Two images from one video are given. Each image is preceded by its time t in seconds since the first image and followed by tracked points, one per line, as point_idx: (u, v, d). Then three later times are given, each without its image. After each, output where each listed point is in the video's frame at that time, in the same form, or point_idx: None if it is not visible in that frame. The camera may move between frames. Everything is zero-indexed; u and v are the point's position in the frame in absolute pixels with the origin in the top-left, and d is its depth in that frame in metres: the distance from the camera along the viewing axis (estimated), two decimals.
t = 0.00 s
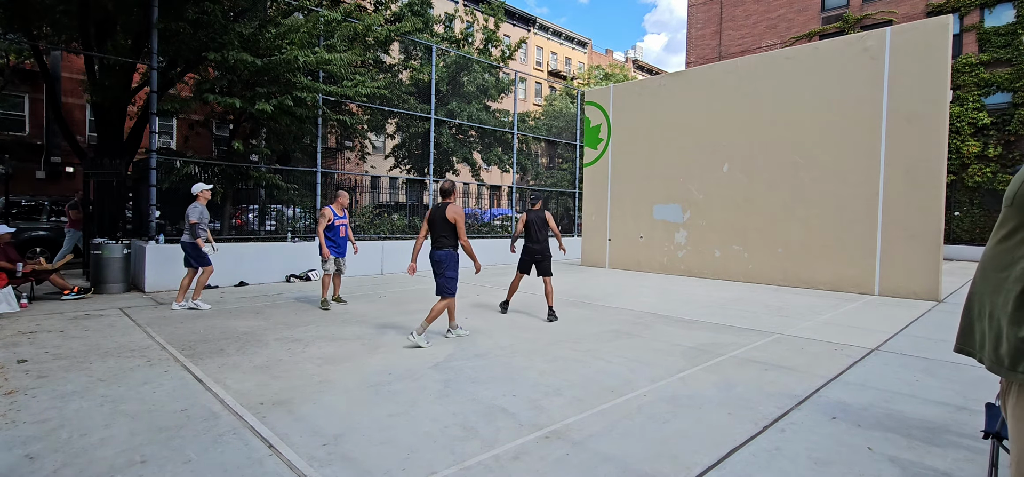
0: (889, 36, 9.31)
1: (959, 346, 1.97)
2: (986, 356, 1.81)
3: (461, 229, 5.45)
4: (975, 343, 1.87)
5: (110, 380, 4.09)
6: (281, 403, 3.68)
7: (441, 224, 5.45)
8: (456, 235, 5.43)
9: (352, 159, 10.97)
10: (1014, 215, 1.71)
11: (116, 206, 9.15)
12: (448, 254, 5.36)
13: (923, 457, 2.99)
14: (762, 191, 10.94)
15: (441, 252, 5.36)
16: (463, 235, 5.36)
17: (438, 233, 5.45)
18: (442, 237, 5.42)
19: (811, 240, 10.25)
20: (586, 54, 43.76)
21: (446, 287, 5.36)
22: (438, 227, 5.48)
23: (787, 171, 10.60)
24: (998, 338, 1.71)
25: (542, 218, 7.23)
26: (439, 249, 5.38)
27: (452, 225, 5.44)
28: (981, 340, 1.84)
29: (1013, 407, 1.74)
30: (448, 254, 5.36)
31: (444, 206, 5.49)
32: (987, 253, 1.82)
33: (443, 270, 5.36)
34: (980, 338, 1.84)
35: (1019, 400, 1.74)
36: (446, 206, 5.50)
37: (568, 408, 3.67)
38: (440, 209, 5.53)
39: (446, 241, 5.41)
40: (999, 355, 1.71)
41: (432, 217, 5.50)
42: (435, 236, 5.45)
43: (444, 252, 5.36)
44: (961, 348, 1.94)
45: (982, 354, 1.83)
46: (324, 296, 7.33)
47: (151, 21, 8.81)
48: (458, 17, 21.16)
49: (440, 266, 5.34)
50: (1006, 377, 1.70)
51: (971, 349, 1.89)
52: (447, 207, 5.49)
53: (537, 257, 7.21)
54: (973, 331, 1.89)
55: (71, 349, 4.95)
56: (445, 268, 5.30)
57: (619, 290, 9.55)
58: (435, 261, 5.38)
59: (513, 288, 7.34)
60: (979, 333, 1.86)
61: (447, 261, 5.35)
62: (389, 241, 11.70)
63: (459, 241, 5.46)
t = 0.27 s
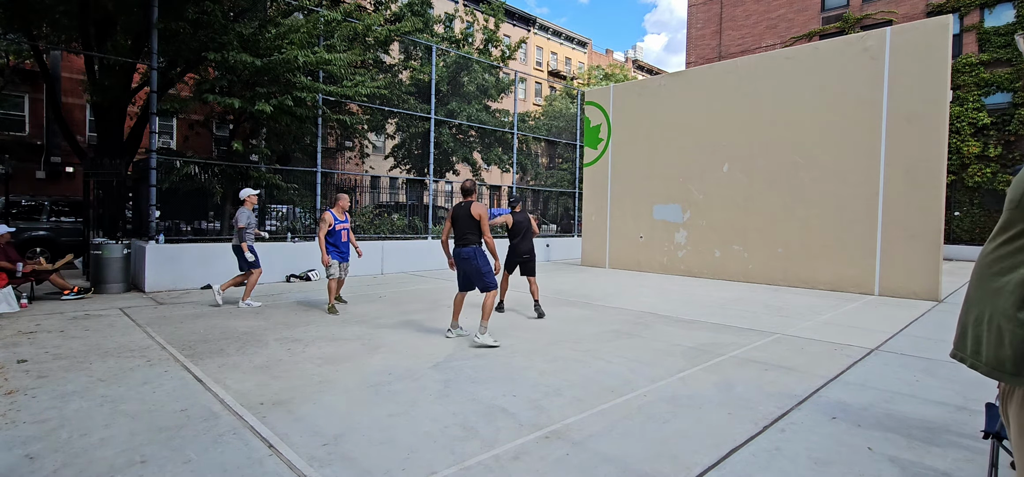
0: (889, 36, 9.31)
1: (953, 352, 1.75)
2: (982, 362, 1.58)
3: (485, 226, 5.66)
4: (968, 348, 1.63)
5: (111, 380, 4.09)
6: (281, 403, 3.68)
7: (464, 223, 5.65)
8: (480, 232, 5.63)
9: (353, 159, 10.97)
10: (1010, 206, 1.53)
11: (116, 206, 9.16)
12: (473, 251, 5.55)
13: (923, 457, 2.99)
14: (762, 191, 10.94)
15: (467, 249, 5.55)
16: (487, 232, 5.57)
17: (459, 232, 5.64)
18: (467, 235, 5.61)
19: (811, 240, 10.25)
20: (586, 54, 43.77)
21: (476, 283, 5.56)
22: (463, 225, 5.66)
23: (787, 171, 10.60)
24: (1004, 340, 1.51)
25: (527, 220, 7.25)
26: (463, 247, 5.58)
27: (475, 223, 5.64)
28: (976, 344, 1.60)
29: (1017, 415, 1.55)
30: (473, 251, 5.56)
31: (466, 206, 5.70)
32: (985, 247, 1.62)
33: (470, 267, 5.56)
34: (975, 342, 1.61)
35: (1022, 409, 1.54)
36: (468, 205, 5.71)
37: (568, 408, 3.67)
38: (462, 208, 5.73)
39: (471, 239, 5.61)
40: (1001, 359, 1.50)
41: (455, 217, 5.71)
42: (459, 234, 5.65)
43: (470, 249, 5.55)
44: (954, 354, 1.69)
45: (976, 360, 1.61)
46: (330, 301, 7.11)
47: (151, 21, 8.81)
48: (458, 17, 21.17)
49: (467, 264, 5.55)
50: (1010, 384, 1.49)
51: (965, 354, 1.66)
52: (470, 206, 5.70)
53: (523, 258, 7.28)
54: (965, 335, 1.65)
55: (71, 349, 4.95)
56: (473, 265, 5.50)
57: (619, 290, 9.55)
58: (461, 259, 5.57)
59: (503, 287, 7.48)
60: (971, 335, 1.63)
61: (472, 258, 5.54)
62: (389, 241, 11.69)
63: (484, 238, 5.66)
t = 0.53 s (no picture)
0: (889, 36, 9.31)
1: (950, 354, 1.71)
2: (981, 366, 1.55)
3: (510, 229, 5.71)
4: (967, 351, 1.60)
5: (110, 380, 4.09)
6: (281, 403, 3.68)
7: (488, 225, 5.71)
8: (504, 234, 5.68)
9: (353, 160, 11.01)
10: (1010, 206, 1.49)
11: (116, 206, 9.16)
12: (497, 255, 5.63)
13: (923, 458, 2.99)
14: (762, 191, 10.94)
15: (491, 253, 5.62)
16: (511, 234, 5.62)
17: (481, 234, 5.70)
18: (490, 237, 5.66)
19: (811, 240, 10.25)
20: (586, 54, 43.77)
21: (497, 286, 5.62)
22: (487, 229, 5.71)
23: (787, 171, 10.59)
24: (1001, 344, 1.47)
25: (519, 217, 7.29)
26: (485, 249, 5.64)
27: (499, 225, 5.69)
28: (975, 347, 1.57)
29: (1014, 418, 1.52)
30: (497, 253, 5.62)
31: (491, 209, 5.75)
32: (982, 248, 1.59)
33: (492, 268, 5.62)
34: (973, 346, 1.58)
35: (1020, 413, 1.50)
36: (493, 209, 5.76)
37: (568, 408, 3.67)
38: (486, 211, 5.78)
39: (495, 242, 5.67)
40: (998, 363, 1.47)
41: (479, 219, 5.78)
42: (482, 236, 5.72)
43: (494, 253, 5.62)
44: (952, 357, 1.67)
45: (976, 363, 1.58)
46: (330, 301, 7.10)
47: (151, 21, 8.81)
48: (458, 17, 21.17)
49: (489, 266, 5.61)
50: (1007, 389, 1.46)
51: (962, 356, 1.63)
52: (494, 209, 5.76)
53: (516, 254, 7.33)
54: (962, 338, 1.63)
55: (71, 349, 4.95)
56: (497, 267, 5.58)
57: (619, 290, 9.55)
58: (485, 262, 5.64)
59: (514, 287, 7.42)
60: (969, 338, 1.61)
61: (495, 260, 5.61)
62: (389, 241, 11.68)
63: (507, 241, 5.72)
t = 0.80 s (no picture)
0: (889, 36, 9.31)
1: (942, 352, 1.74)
2: (968, 365, 1.59)
3: (517, 228, 5.72)
4: (956, 350, 1.64)
5: (110, 380, 4.09)
6: (281, 403, 3.68)
7: (495, 224, 5.73)
8: (511, 233, 5.69)
9: (352, 159, 10.96)
10: (1001, 205, 1.50)
11: (116, 205, 9.15)
12: (502, 252, 5.63)
13: (923, 457, 2.99)
14: (762, 191, 10.94)
15: (496, 250, 5.63)
16: (518, 234, 5.63)
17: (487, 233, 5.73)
18: (496, 235, 5.69)
19: (811, 240, 10.25)
20: (586, 54, 43.78)
21: (501, 284, 5.59)
22: (493, 227, 5.73)
23: (787, 171, 10.59)
24: (984, 345, 1.50)
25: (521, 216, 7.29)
26: (491, 248, 5.66)
27: (506, 224, 5.70)
28: (963, 345, 1.61)
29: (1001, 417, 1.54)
30: (502, 252, 5.63)
31: (498, 208, 5.78)
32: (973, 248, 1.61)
33: (497, 267, 5.63)
34: (960, 344, 1.61)
35: (1007, 413, 1.52)
36: (499, 207, 5.79)
37: (568, 408, 3.67)
38: (493, 209, 5.82)
39: (501, 240, 5.68)
40: (981, 361, 1.50)
41: (487, 217, 5.81)
42: (489, 234, 5.74)
43: (499, 251, 5.63)
44: (942, 355, 1.71)
45: (963, 362, 1.62)
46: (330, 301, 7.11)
47: (151, 21, 8.82)
48: (458, 17, 21.17)
49: (494, 264, 5.62)
50: (993, 387, 1.49)
51: (952, 356, 1.66)
52: (502, 207, 5.78)
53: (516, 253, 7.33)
54: (951, 336, 1.66)
55: (70, 349, 4.95)
56: (501, 265, 5.57)
57: (619, 290, 9.55)
58: (490, 260, 5.64)
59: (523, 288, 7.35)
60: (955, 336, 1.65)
61: (500, 259, 5.61)
62: (389, 241, 11.69)
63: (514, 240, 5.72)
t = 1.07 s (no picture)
0: (889, 36, 9.31)
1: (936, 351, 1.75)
2: (960, 363, 1.61)
3: (517, 228, 5.75)
4: (947, 348, 1.66)
5: (110, 380, 4.09)
6: (281, 403, 3.67)
7: (495, 224, 5.73)
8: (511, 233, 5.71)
9: (352, 159, 11.00)
10: (997, 206, 1.51)
11: (116, 205, 9.15)
12: (504, 253, 5.65)
13: (923, 457, 2.99)
14: (762, 191, 10.94)
15: (498, 251, 5.64)
16: (518, 234, 5.67)
17: (487, 233, 5.71)
18: (497, 235, 5.69)
19: (811, 240, 10.25)
20: (586, 54, 43.78)
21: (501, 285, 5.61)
22: (494, 227, 5.73)
23: (787, 171, 10.59)
24: (974, 343, 1.53)
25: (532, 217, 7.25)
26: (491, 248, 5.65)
27: (506, 224, 5.72)
28: (956, 343, 1.64)
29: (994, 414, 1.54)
30: (504, 252, 5.65)
31: (499, 208, 5.77)
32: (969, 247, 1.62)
33: (498, 267, 5.64)
34: (952, 343, 1.64)
35: (998, 413, 1.53)
36: (501, 207, 5.79)
37: (568, 408, 3.67)
38: (494, 209, 5.80)
39: (501, 240, 5.70)
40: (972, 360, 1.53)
41: (486, 218, 5.80)
42: (489, 234, 5.73)
43: (501, 251, 5.64)
44: (936, 354, 1.73)
45: (955, 361, 1.64)
46: (330, 300, 7.11)
47: (151, 21, 8.82)
48: (458, 17, 21.17)
49: (495, 264, 5.63)
50: (982, 385, 1.51)
51: (944, 355, 1.69)
52: (501, 207, 5.78)
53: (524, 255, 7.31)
54: (945, 335, 1.69)
55: (70, 349, 4.95)
56: (502, 266, 5.60)
57: (619, 290, 9.54)
58: (491, 260, 5.65)
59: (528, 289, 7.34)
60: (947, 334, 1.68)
61: (502, 259, 5.63)
62: (389, 241, 11.69)
63: (514, 239, 5.75)
